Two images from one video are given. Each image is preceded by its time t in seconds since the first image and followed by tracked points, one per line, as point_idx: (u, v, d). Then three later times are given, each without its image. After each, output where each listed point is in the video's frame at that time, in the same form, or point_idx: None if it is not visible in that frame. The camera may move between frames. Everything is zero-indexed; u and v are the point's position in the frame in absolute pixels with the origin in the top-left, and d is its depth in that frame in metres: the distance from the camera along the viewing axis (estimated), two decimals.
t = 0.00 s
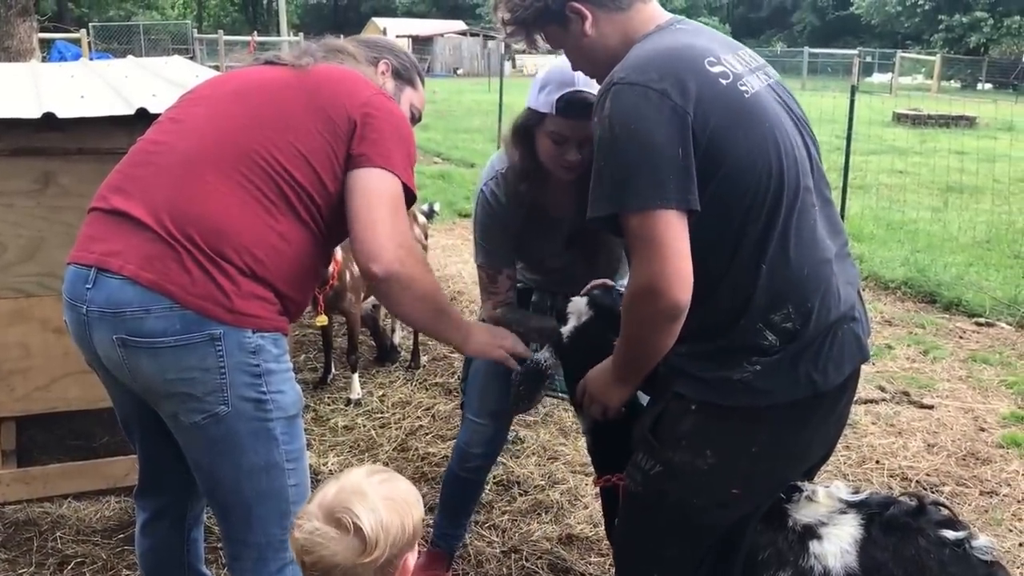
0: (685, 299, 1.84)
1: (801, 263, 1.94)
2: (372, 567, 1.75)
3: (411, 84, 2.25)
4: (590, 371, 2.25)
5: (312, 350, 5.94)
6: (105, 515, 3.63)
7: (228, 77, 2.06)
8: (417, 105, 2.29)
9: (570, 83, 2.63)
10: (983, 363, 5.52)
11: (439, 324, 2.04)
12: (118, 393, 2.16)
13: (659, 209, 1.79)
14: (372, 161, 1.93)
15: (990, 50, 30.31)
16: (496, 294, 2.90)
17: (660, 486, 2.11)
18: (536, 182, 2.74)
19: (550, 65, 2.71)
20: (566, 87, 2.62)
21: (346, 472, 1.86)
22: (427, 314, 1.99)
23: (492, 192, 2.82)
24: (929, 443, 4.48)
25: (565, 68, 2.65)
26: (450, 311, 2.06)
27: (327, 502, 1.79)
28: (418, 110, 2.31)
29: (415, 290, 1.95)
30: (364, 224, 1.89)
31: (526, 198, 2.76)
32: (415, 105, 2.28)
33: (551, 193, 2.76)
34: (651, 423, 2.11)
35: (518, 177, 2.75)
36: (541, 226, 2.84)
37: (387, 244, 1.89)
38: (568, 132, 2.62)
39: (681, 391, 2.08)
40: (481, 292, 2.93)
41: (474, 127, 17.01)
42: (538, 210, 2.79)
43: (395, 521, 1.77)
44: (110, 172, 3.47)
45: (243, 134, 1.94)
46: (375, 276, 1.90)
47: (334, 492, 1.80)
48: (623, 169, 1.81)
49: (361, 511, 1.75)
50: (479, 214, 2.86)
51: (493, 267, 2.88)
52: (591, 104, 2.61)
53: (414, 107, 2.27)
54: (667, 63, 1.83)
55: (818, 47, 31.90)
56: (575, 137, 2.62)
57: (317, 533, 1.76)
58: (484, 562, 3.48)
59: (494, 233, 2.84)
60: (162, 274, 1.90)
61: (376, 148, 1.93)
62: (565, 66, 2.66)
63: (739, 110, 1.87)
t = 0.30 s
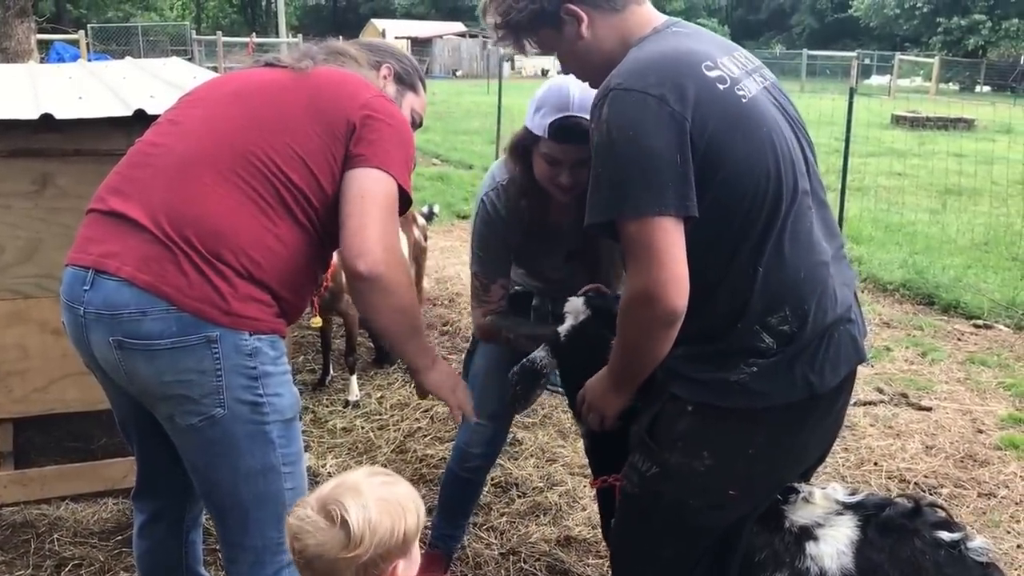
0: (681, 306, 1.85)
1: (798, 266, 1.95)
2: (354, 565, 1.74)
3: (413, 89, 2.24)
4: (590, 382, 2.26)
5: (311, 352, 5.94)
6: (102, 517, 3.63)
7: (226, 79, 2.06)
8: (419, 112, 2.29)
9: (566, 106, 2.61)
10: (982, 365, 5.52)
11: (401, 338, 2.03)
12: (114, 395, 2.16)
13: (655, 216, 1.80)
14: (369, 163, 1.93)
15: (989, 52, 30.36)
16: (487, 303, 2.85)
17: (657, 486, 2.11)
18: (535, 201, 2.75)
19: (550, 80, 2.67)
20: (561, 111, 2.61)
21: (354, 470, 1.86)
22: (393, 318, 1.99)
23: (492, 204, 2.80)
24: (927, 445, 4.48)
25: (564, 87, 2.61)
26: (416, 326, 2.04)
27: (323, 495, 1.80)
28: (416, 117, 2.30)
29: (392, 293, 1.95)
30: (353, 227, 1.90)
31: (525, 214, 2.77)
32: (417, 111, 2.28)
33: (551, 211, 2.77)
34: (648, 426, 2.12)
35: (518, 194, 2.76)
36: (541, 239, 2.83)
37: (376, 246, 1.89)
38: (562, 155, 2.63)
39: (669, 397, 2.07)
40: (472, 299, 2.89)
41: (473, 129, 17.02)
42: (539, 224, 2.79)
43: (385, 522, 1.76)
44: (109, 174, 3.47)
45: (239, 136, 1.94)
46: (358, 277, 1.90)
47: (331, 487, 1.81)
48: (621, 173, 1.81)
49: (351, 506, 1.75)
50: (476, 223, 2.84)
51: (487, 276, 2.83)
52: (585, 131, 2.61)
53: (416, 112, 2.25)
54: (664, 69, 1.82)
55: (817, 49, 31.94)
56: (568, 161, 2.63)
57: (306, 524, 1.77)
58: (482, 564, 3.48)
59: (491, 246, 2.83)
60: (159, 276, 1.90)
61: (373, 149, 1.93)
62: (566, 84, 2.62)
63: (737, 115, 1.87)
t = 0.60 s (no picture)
0: (680, 314, 1.85)
1: (794, 268, 1.95)
2: (351, 567, 1.72)
3: (413, 90, 2.25)
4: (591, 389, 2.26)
5: (309, 353, 5.94)
6: (100, 518, 3.63)
7: (225, 79, 2.06)
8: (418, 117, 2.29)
9: (553, 113, 2.58)
10: (979, 367, 5.52)
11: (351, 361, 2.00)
12: (113, 396, 2.16)
13: (654, 229, 1.79)
14: (369, 164, 1.93)
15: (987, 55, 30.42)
16: (472, 302, 2.85)
17: (653, 488, 2.11)
18: (523, 206, 2.73)
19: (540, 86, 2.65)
20: (547, 117, 2.57)
21: (364, 472, 1.83)
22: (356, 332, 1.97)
23: (483, 203, 2.79)
24: (925, 446, 4.49)
25: (552, 94, 2.58)
26: (375, 352, 2.01)
27: (329, 493, 1.77)
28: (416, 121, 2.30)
29: (376, 305, 1.96)
30: (353, 231, 1.91)
31: (514, 219, 2.77)
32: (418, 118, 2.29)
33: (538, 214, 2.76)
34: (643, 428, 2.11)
35: (508, 198, 2.74)
36: (532, 241, 2.82)
37: (371, 244, 1.90)
38: (550, 161, 2.60)
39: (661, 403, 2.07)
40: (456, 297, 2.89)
41: (472, 130, 17.02)
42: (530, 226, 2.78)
43: (386, 526, 1.74)
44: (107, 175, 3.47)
45: (239, 136, 1.94)
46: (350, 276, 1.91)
47: (339, 486, 1.78)
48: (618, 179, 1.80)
49: (354, 506, 1.73)
50: (467, 219, 2.84)
51: (474, 275, 2.85)
52: (573, 138, 2.58)
53: (416, 112, 2.26)
54: (657, 79, 1.81)
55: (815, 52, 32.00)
56: (556, 167, 2.61)
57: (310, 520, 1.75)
58: (480, 565, 3.48)
59: (479, 245, 2.82)
60: (158, 277, 1.90)
61: (373, 150, 1.94)
62: (554, 91, 2.59)
63: (730, 123, 1.86)
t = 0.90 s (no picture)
0: (675, 321, 1.86)
1: (788, 271, 1.95)
2: (370, 566, 1.79)
3: (401, 68, 2.26)
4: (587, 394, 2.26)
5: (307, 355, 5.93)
6: (97, 519, 3.62)
7: (204, 72, 2.05)
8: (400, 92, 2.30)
9: (547, 117, 2.57)
10: (978, 369, 5.53)
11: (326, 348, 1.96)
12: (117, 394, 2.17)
13: (650, 238, 1.79)
14: (351, 145, 1.92)
15: (985, 57, 30.44)
16: (469, 302, 2.87)
17: (648, 488, 2.10)
18: (520, 207, 2.72)
19: (536, 91, 2.64)
20: (541, 121, 2.57)
21: (383, 473, 1.91)
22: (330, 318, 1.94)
23: (479, 202, 2.80)
24: (923, 448, 4.48)
25: (546, 99, 2.59)
26: (349, 341, 1.98)
27: (348, 496, 1.86)
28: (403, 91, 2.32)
29: (354, 290, 1.93)
30: (333, 214, 1.89)
31: (510, 219, 2.76)
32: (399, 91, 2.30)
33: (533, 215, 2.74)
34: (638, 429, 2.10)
35: (504, 199, 2.74)
36: (529, 242, 2.82)
37: (352, 227, 1.89)
38: (544, 164, 2.59)
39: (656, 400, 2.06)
40: (453, 296, 2.90)
41: (471, 132, 17.01)
42: (526, 227, 2.77)
43: (403, 526, 1.79)
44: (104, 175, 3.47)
45: (221, 130, 1.94)
46: (328, 259, 1.89)
47: (356, 490, 1.86)
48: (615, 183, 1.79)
49: (370, 507, 1.80)
50: (464, 220, 2.84)
51: (470, 275, 2.85)
52: (566, 144, 2.57)
53: (401, 92, 2.27)
54: (655, 84, 1.80)
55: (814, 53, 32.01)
56: (550, 171, 2.59)
57: (330, 524, 1.83)
58: (478, 567, 3.47)
59: (476, 245, 2.82)
60: (148, 282, 1.91)
61: (355, 133, 1.92)
62: (548, 97, 2.60)
63: (728, 129, 1.85)
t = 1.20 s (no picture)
0: (673, 322, 1.86)
1: (785, 272, 1.95)
2: (403, 556, 1.91)
3: None
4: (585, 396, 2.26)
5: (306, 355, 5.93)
6: (95, 519, 3.62)
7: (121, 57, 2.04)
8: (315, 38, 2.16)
9: (546, 118, 2.55)
10: (976, 370, 5.53)
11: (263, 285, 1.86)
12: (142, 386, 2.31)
13: (648, 240, 1.79)
14: (231, 77, 1.80)
15: (983, 59, 30.47)
16: (467, 302, 2.88)
17: (645, 488, 2.10)
18: (518, 206, 2.72)
19: (537, 90, 2.63)
20: (540, 121, 2.55)
21: (415, 467, 2.04)
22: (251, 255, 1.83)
23: (478, 202, 2.79)
24: (921, 449, 4.48)
25: (546, 100, 2.57)
26: (282, 264, 1.86)
27: (382, 489, 1.99)
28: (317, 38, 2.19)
29: (268, 216, 1.82)
30: (229, 143, 1.78)
31: (508, 219, 2.75)
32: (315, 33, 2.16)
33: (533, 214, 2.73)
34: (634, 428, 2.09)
35: (502, 199, 2.73)
36: (528, 242, 2.81)
37: (252, 154, 1.77)
38: (541, 164, 2.57)
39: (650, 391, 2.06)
40: (450, 296, 2.91)
41: (471, 133, 17.00)
42: (526, 226, 2.77)
43: (432, 517, 1.92)
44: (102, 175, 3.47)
45: (140, 121, 1.94)
46: (229, 192, 1.78)
47: (389, 485, 1.98)
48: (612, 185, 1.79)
49: (402, 502, 1.93)
50: (462, 220, 2.83)
51: (469, 275, 2.86)
52: (564, 145, 2.55)
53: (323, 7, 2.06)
54: (653, 86, 1.79)
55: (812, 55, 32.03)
56: (547, 171, 2.58)
57: (364, 518, 1.97)
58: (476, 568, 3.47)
59: (475, 245, 2.82)
60: (121, 290, 2.01)
61: (236, 65, 1.80)
62: (547, 97, 2.58)
63: (728, 131, 1.85)
